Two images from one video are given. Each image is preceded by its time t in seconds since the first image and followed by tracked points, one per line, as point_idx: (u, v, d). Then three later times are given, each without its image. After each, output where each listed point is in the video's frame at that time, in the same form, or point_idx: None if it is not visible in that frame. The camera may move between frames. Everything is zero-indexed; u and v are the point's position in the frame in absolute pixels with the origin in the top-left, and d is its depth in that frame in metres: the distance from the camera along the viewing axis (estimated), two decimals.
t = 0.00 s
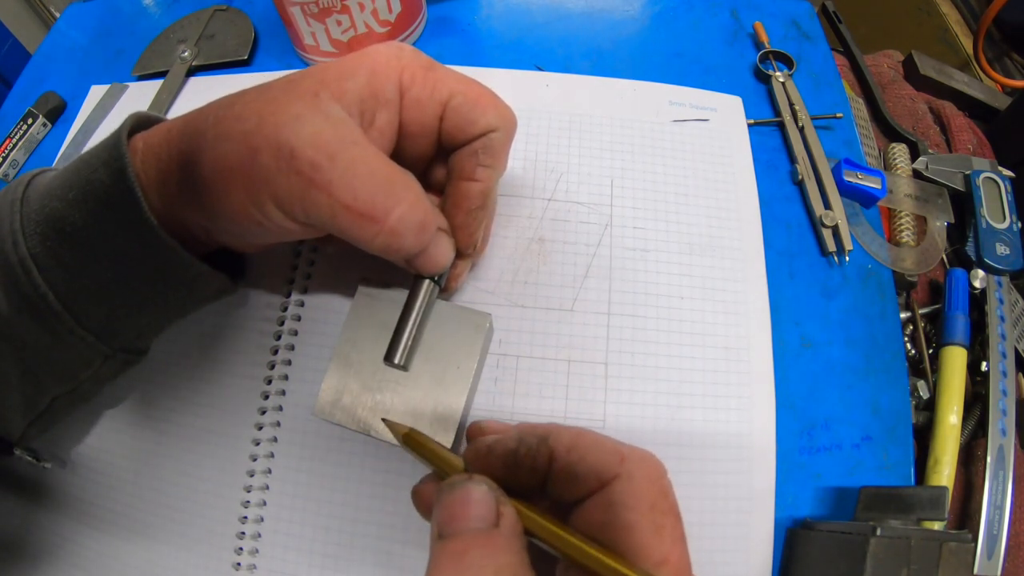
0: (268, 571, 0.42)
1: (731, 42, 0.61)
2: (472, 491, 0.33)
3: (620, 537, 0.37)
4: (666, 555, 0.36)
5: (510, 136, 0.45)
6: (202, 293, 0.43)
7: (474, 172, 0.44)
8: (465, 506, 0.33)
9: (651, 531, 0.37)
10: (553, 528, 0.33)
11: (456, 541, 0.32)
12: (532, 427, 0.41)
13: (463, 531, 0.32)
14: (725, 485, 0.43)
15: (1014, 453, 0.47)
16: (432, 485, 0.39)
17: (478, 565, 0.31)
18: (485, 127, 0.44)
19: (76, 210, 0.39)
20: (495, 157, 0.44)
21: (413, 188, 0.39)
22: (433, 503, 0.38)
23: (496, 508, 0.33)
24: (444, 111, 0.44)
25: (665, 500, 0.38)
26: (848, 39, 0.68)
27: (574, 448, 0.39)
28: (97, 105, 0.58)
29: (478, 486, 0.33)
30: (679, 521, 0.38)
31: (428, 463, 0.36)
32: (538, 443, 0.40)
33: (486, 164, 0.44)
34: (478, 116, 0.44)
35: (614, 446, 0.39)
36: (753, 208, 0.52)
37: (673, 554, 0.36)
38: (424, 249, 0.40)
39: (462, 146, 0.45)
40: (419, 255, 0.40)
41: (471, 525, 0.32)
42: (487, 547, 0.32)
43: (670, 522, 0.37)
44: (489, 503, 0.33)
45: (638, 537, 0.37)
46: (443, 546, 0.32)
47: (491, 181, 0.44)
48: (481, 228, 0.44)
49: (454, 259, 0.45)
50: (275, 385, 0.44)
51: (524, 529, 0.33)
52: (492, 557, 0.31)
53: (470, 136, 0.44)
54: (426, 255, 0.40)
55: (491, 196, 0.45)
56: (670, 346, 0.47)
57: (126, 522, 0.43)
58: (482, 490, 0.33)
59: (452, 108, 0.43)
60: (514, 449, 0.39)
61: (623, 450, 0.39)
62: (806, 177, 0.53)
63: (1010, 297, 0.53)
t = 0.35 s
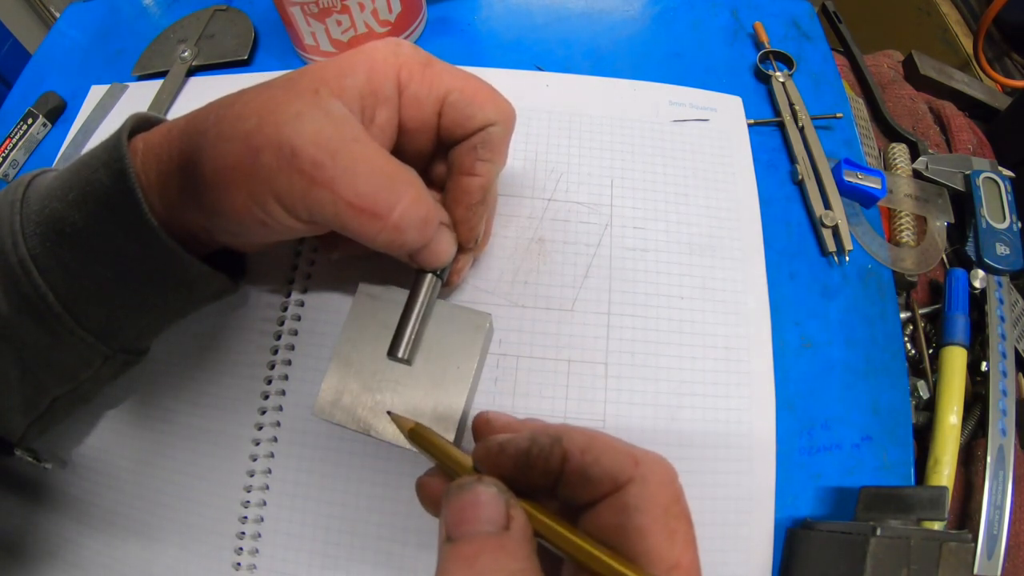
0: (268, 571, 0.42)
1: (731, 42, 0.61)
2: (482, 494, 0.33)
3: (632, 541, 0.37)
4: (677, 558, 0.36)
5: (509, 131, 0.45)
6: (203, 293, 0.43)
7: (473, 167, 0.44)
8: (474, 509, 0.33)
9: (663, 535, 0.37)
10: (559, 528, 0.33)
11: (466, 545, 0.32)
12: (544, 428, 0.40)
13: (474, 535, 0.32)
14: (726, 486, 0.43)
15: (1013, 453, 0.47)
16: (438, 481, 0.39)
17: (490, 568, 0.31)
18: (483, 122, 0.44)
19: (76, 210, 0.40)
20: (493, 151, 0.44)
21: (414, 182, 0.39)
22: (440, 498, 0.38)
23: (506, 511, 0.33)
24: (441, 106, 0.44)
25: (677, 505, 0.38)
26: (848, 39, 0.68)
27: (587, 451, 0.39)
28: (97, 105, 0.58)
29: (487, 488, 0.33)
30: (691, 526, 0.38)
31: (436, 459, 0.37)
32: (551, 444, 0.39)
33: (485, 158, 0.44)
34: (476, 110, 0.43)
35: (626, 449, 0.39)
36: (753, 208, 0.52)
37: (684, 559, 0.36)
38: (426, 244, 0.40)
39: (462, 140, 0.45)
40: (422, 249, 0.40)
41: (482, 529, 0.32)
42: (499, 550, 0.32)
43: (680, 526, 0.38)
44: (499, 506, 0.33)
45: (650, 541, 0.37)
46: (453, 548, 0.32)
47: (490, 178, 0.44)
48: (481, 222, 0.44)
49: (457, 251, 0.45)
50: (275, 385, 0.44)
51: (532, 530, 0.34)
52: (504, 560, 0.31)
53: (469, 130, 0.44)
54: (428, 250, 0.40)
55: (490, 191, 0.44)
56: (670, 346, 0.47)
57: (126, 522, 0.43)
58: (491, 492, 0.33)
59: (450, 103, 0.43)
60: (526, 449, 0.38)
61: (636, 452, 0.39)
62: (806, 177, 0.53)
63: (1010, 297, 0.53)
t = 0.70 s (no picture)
0: (268, 571, 0.42)
1: (731, 42, 0.61)
2: (485, 494, 0.33)
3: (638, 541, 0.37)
4: (682, 559, 0.36)
5: (509, 131, 0.45)
6: (203, 294, 0.43)
7: (473, 167, 0.44)
8: (477, 508, 0.33)
9: (669, 536, 0.37)
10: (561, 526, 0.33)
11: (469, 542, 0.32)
12: (548, 428, 0.39)
13: (477, 534, 0.32)
14: (726, 486, 0.43)
15: (1013, 453, 0.47)
16: (440, 479, 0.39)
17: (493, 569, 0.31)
18: (484, 123, 0.44)
19: (76, 211, 0.40)
20: (493, 152, 0.44)
21: (415, 184, 0.39)
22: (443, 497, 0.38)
23: (508, 511, 0.33)
24: (442, 108, 0.44)
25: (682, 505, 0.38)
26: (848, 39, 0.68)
27: (592, 451, 0.39)
28: (97, 105, 0.58)
29: (491, 487, 0.33)
30: (695, 526, 0.38)
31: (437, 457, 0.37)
32: (555, 444, 0.38)
33: (485, 159, 0.44)
34: (476, 112, 0.43)
35: (630, 449, 0.39)
36: (753, 208, 0.52)
37: (688, 559, 0.36)
38: (428, 245, 0.40)
39: (462, 142, 0.45)
40: (423, 250, 0.40)
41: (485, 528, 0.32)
42: (501, 550, 0.32)
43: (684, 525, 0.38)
44: (502, 506, 0.33)
45: (655, 542, 0.37)
46: (457, 548, 0.32)
47: (490, 178, 0.44)
48: (481, 223, 0.44)
49: (457, 252, 0.45)
50: (275, 385, 0.44)
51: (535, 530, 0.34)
52: (507, 560, 0.31)
53: (470, 131, 0.44)
54: (429, 251, 0.40)
55: (491, 192, 0.44)
56: (670, 346, 0.47)
57: (126, 523, 0.43)
58: (493, 491, 0.33)
59: (450, 105, 0.43)
60: (530, 448, 0.37)
61: (641, 453, 0.39)
62: (806, 177, 0.53)
63: (1010, 297, 0.53)
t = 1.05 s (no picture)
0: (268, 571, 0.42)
1: (731, 42, 0.61)
2: (485, 494, 0.33)
3: (640, 542, 0.37)
4: (683, 561, 0.36)
5: (509, 129, 0.45)
6: (203, 293, 0.43)
7: (474, 166, 0.44)
8: (477, 508, 0.33)
9: (669, 536, 0.37)
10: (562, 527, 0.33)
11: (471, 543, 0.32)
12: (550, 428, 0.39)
13: (477, 534, 0.32)
14: (726, 486, 0.43)
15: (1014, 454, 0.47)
16: (440, 477, 0.39)
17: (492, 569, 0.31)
18: (483, 120, 0.43)
19: (76, 211, 0.40)
20: (494, 150, 0.44)
21: (416, 182, 0.39)
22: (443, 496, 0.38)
23: (509, 511, 0.33)
24: (441, 106, 0.44)
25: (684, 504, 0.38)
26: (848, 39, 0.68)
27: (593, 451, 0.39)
28: (97, 105, 0.58)
29: (491, 487, 0.33)
30: (697, 527, 0.38)
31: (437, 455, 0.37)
32: (557, 444, 0.38)
33: (486, 157, 0.44)
34: (475, 109, 0.43)
35: (632, 450, 0.39)
36: (753, 208, 0.52)
37: (690, 560, 0.36)
38: (429, 242, 0.40)
39: (462, 139, 0.45)
40: (424, 248, 0.40)
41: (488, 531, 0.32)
42: (501, 551, 0.32)
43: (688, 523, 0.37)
44: (503, 507, 0.33)
45: (656, 542, 0.37)
46: (456, 548, 0.32)
47: (490, 177, 0.44)
48: (481, 222, 0.44)
49: (457, 250, 0.45)
50: (275, 385, 0.44)
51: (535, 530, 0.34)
52: (507, 560, 0.31)
53: (470, 127, 0.44)
54: (430, 248, 0.40)
55: (491, 190, 0.44)
56: (670, 346, 0.47)
57: (126, 522, 0.43)
58: (494, 491, 0.33)
59: (450, 102, 0.43)
60: (531, 447, 0.37)
61: (642, 454, 0.39)
62: (806, 177, 0.53)
63: (1010, 297, 0.53)
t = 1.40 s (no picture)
0: (268, 571, 0.42)
1: (731, 43, 0.61)
2: (484, 494, 0.33)
3: (642, 542, 0.37)
4: (684, 560, 0.36)
5: (509, 131, 0.45)
6: (203, 294, 0.43)
7: (473, 167, 0.44)
8: (476, 508, 0.33)
9: (670, 536, 0.37)
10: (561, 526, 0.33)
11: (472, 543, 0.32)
12: (551, 427, 0.39)
13: (475, 534, 0.32)
14: (726, 486, 0.43)
15: (1014, 453, 0.48)
16: (440, 476, 0.39)
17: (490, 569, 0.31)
18: (483, 122, 0.43)
19: (76, 210, 0.40)
20: (493, 151, 0.44)
21: (414, 184, 0.38)
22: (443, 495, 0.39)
23: (508, 511, 0.33)
24: (441, 107, 0.44)
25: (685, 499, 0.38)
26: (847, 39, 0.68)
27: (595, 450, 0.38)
28: (97, 105, 0.58)
29: (490, 487, 0.33)
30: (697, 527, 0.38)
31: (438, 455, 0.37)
32: (559, 443, 0.38)
33: (486, 158, 0.44)
34: (475, 111, 0.43)
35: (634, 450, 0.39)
36: (753, 208, 0.52)
37: (690, 560, 0.36)
38: (427, 246, 0.40)
39: (462, 140, 0.45)
40: (422, 251, 0.40)
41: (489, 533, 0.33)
42: (501, 552, 0.32)
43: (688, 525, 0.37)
44: (502, 507, 0.33)
45: (657, 542, 0.37)
46: (455, 548, 0.32)
47: (490, 177, 0.44)
48: (481, 223, 0.44)
49: (457, 252, 0.45)
50: (275, 385, 0.44)
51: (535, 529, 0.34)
52: (505, 561, 0.31)
53: (471, 129, 0.44)
54: (428, 251, 0.40)
55: (490, 191, 0.44)
56: (670, 346, 0.47)
57: (126, 522, 0.43)
58: (493, 491, 0.33)
59: (449, 104, 0.43)
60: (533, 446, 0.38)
61: (644, 455, 0.39)
62: (806, 177, 0.53)
63: (1010, 297, 0.53)
